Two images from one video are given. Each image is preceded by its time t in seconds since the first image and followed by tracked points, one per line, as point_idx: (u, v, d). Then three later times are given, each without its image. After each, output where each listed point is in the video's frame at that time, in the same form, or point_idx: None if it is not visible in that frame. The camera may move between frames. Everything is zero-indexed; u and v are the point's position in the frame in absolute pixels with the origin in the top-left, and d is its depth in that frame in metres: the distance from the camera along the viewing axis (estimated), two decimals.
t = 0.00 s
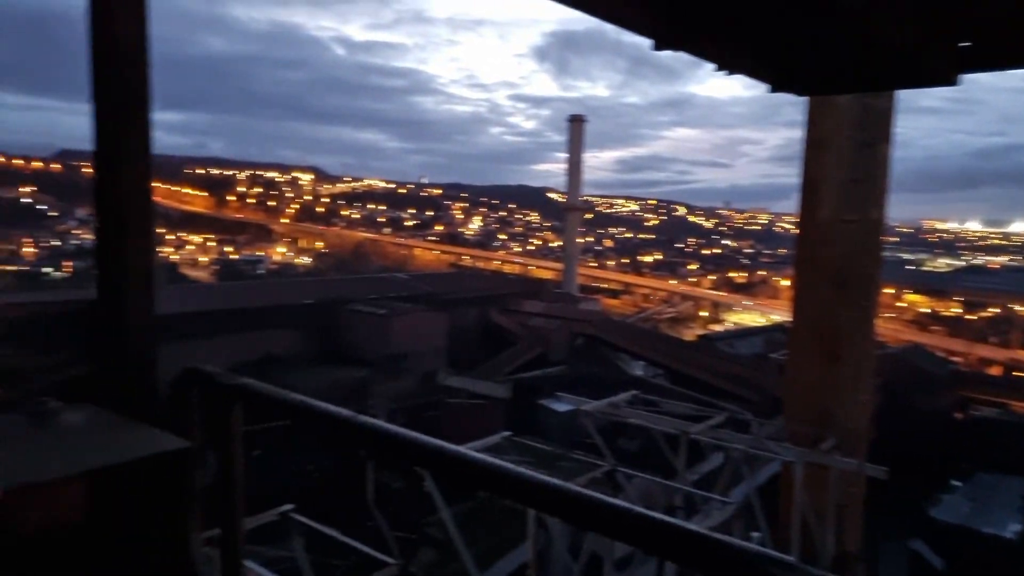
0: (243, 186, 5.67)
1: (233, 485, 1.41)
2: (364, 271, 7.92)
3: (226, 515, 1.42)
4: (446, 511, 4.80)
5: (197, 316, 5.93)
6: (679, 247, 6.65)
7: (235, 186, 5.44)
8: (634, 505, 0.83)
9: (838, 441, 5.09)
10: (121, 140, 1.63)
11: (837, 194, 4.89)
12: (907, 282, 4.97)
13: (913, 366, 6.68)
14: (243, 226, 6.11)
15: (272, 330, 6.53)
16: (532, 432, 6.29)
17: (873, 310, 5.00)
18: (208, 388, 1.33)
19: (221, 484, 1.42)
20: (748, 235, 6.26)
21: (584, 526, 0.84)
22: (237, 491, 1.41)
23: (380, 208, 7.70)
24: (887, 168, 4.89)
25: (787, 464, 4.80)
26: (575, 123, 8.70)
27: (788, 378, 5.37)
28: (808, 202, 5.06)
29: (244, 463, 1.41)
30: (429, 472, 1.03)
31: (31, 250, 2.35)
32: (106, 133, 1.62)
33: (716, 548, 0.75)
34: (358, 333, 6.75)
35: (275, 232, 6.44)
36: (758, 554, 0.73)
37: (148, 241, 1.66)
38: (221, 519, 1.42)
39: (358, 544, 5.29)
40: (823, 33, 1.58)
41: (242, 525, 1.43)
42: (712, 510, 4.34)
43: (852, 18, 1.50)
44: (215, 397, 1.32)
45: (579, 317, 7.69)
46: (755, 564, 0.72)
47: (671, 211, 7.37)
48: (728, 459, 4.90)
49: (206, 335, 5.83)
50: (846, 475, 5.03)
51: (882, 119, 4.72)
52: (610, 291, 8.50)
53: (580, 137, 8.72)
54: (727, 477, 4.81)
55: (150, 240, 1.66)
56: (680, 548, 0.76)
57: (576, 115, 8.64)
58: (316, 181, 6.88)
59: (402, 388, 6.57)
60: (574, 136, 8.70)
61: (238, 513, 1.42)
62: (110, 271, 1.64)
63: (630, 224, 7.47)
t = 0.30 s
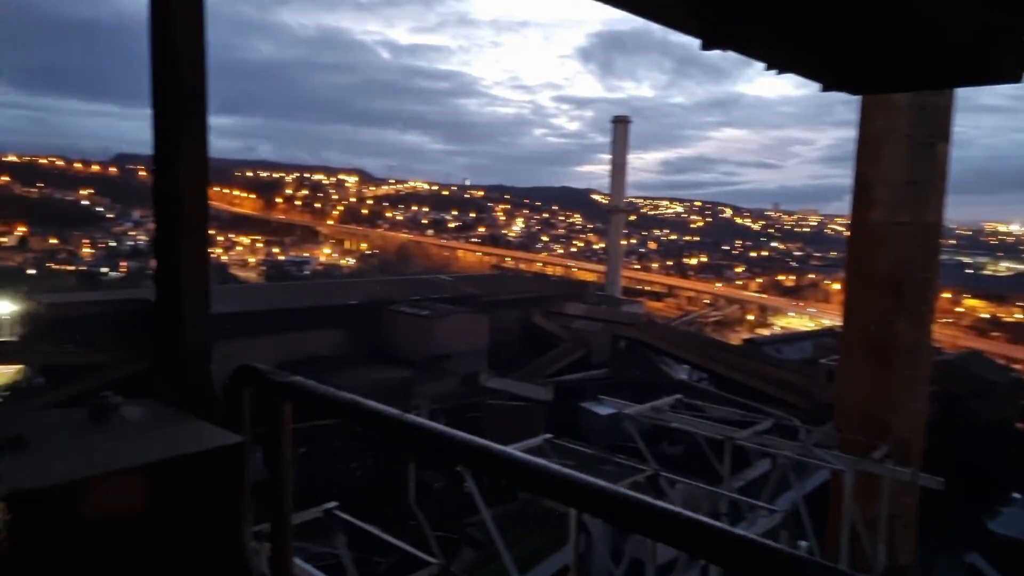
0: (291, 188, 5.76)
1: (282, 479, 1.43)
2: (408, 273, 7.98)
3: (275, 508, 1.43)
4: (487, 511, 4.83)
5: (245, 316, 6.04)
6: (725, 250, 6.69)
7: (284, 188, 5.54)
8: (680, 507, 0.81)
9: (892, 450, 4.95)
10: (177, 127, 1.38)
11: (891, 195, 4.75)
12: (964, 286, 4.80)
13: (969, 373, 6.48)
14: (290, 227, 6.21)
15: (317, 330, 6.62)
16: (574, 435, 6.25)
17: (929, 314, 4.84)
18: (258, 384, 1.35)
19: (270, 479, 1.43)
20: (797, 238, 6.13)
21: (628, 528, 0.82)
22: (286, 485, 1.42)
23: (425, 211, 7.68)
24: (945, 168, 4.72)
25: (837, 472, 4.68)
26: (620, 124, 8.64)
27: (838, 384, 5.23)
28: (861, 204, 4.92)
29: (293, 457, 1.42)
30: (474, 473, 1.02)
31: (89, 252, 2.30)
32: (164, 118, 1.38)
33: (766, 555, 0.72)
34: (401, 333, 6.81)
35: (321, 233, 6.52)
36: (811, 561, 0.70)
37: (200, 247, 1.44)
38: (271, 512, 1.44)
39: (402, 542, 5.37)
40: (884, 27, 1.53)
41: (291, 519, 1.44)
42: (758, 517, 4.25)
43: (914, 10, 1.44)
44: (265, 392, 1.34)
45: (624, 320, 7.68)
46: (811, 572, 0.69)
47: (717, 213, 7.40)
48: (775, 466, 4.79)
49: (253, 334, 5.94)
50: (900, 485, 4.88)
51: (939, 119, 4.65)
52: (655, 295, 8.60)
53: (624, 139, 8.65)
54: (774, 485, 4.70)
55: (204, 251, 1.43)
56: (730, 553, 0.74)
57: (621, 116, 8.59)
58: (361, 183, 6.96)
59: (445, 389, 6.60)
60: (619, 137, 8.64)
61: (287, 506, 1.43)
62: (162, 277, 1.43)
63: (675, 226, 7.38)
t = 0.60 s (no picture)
0: (318, 190, 5.81)
1: (314, 478, 1.44)
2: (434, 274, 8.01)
3: (307, 508, 1.44)
4: (513, 512, 4.83)
5: (274, 316, 6.10)
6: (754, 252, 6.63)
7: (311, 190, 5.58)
8: (711, 511, 0.79)
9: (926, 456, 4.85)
10: (213, 125, 1.39)
11: (926, 195, 4.66)
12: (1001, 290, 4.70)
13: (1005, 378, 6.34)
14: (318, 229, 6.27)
15: (344, 331, 6.67)
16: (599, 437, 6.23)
17: (965, 318, 4.74)
18: (292, 383, 1.37)
19: (301, 476, 1.44)
20: (828, 240, 6.05)
21: (657, 530, 0.81)
22: (316, 485, 1.43)
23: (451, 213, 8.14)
24: (982, 168, 4.62)
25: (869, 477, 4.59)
26: (647, 125, 8.59)
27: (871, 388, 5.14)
28: (894, 205, 4.84)
29: (325, 456, 1.43)
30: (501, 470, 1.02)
31: (123, 251, 2.27)
32: (199, 120, 1.40)
33: (797, 559, 0.70)
34: (428, 334, 6.83)
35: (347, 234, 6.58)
36: (847, 568, 0.68)
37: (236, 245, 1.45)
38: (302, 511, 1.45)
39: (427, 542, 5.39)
40: (926, 24, 1.48)
41: (321, 519, 1.44)
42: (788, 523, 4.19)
43: (959, 6, 1.40)
44: (299, 391, 1.35)
45: (652, 322, 7.63)
46: None
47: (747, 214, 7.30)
48: (805, 472, 4.72)
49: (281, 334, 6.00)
50: (934, 492, 4.78)
51: (974, 118, 4.54)
52: (683, 296, 8.49)
53: (651, 139, 8.60)
54: (804, 491, 4.64)
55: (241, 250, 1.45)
56: (762, 558, 0.72)
57: (648, 116, 8.54)
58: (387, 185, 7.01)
59: (470, 389, 6.61)
60: (645, 138, 8.60)
61: (318, 507, 1.44)
62: (196, 275, 1.45)
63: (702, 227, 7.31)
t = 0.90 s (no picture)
0: (359, 192, 5.84)
1: (360, 478, 1.57)
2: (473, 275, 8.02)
3: (352, 502, 1.59)
4: (551, 514, 4.83)
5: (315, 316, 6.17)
6: (799, 253, 6.21)
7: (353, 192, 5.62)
8: (751, 514, 0.87)
9: (979, 464, 4.72)
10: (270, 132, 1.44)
11: (982, 196, 4.56)
12: None
13: None
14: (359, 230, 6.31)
15: (384, 331, 6.72)
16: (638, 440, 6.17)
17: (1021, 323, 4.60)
18: (340, 385, 1.50)
19: (347, 473, 1.57)
20: (877, 242, 5.91)
21: (702, 532, 0.89)
22: (361, 482, 1.56)
23: (488, 214, 7.81)
24: None
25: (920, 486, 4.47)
26: (688, 125, 8.51)
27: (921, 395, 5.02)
28: (948, 206, 4.75)
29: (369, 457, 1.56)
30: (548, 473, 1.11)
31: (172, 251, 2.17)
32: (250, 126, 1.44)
33: (824, 557, 0.78)
34: (466, 335, 6.86)
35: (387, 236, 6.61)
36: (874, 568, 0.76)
37: (281, 262, 1.64)
38: (348, 505, 1.60)
39: (465, 543, 5.38)
40: (980, 24, 1.46)
41: (367, 516, 1.57)
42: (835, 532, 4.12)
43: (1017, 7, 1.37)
44: (343, 393, 1.50)
45: (692, 325, 7.48)
46: None
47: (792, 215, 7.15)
48: (852, 480, 4.62)
49: (323, 334, 6.07)
50: (988, 502, 4.64)
51: None
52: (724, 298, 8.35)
53: (693, 139, 8.51)
54: (851, 499, 4.54)
55: (286, 266, 1.64)
56: (796, 559, 0.80)
57: (689, 116, 8.46)
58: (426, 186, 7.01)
59: (508, 390, 6.61)
60: (687, 138, 8.51)
61: (364, 503, 1.58)
62: (248, 291, 1.65)
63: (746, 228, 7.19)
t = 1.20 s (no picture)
0: (395, 193, 5.88)
1: (400, 476, 1.61)
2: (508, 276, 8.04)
3: (391, 501, 1.62)
4: (585, 516, 4.80)
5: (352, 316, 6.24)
6: (842, 256, 6.08)
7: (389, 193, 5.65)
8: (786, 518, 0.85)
9: None
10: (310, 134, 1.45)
11: None
12: None
13: None
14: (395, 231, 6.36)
15: (420, 332, 6.77)
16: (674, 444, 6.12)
17: None
18: (382, 383, 1.54)
19: (386, 473, 1.61)
20: (923, 244, 5.77)
21: (737, 538, 0.87)
22: (401, 482, 1.60)
23: (523, 215, 7.69)
24: None
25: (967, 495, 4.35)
26: (728, 125, 8.40)
27: (968, 401, 4.87)
28: (997, 208, 4.62)
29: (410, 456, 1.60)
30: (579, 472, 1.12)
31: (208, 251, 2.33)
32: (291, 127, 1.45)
33: (864, 564, 0.77)
34: (501, 335, 6.86)
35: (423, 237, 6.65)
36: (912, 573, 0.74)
37: (325, 267, 1.67)
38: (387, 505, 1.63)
39: (499, 543, 5.39)
40: None
41: (407, 515, 1.61)
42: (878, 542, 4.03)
43: None
44: (384, 392, 1.52)
45: (729, 327, 7.39)
46: None
47: (835, 217, 7.03)
48: (895, 487, 4.51)
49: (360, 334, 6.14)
50: None
51: None
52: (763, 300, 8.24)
53: (732, 139, 8.41)
54: (895, 507, 4.43)
55: (331, 268, 1.66)
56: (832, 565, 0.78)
57: (729, 116, 8.35)
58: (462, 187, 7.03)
59: (543, 392, 6.60)
60: (726, 138, 8.41)
61: (403, 503, 1.61)
62: (293, 293, 1.67)
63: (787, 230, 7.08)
